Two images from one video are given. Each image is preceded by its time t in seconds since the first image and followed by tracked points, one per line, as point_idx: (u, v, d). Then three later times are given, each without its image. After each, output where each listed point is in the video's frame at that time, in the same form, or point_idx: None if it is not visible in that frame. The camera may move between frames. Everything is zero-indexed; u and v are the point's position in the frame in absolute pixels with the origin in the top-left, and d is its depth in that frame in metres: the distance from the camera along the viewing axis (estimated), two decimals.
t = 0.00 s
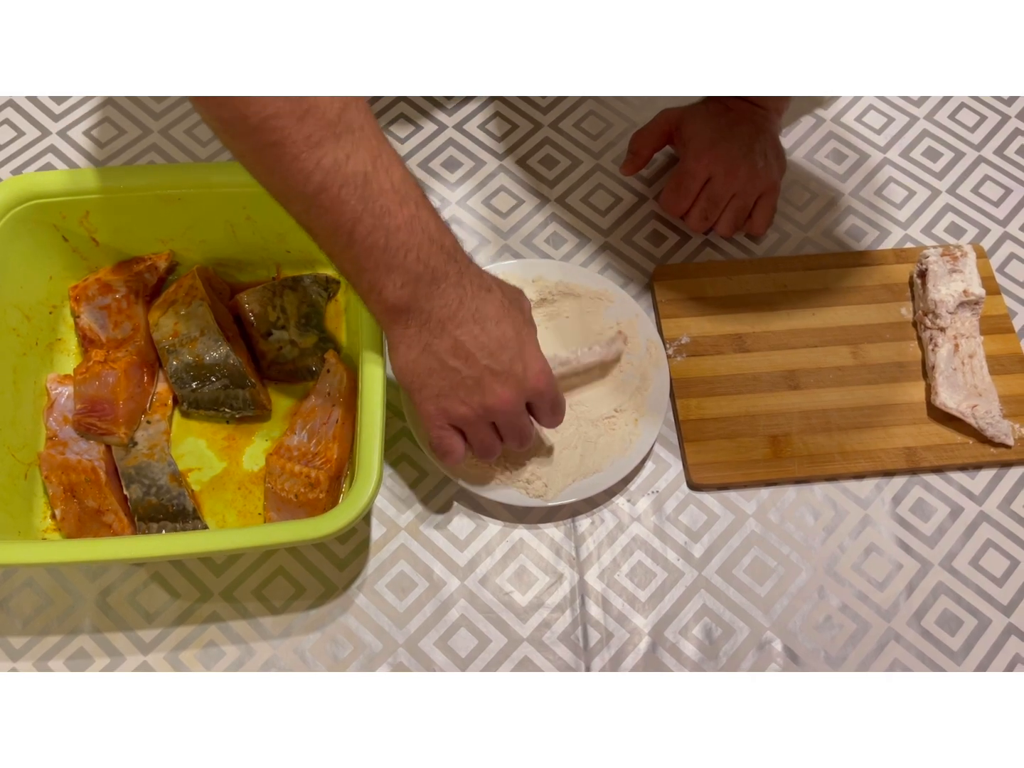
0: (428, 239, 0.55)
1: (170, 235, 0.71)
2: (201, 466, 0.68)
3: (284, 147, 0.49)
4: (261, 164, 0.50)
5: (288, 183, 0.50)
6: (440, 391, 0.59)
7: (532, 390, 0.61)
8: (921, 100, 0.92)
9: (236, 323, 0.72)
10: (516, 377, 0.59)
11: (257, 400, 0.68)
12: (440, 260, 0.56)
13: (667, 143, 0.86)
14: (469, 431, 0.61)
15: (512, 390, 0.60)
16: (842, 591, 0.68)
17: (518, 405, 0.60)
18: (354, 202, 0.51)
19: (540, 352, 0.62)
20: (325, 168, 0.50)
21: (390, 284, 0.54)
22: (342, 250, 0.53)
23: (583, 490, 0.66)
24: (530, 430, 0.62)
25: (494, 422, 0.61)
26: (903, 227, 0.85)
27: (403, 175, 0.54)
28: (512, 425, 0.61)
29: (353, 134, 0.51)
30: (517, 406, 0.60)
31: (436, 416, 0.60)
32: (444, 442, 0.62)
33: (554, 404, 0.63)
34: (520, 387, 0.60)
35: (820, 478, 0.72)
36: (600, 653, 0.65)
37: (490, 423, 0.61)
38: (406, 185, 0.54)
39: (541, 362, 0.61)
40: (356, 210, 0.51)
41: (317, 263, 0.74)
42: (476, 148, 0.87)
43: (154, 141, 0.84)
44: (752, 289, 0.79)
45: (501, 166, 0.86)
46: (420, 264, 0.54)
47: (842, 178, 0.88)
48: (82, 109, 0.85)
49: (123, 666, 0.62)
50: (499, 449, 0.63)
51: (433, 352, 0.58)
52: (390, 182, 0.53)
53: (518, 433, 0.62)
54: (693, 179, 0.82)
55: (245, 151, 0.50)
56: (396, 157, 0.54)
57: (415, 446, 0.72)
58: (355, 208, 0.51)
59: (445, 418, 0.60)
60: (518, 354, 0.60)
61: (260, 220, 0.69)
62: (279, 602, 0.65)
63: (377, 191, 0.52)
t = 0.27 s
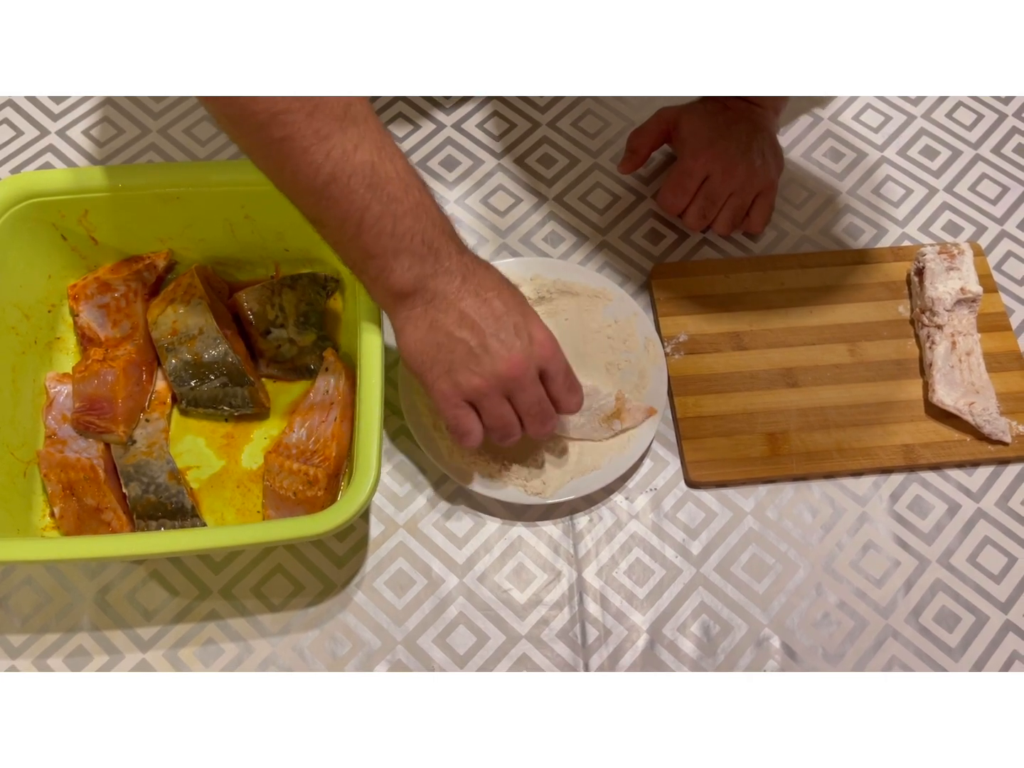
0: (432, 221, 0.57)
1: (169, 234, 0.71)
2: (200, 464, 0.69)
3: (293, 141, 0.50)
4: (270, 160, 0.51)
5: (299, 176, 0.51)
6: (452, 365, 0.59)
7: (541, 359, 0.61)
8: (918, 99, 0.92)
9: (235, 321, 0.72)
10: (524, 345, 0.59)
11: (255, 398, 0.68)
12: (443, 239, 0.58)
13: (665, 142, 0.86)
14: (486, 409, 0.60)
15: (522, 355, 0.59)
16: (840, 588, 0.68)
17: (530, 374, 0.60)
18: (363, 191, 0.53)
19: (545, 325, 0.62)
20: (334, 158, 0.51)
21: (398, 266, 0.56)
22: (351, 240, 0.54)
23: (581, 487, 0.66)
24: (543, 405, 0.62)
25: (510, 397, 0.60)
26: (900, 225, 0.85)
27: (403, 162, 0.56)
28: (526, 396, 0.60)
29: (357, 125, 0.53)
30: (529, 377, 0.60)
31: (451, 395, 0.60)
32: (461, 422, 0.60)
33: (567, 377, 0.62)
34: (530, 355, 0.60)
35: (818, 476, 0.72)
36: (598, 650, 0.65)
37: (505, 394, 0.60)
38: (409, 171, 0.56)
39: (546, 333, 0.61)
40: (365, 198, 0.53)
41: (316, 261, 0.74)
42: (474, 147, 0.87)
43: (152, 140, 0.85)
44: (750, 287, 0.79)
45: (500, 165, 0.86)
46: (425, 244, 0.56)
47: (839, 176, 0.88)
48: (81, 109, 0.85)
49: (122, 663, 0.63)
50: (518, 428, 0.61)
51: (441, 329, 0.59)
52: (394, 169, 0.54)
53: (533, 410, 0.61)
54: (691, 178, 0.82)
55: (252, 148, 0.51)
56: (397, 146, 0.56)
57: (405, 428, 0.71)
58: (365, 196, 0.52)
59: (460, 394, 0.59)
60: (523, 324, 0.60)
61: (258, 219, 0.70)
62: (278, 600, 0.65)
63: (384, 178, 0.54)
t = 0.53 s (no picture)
0: (414, 198, 0.56)
1: (170, 233, 0.71)
2: (201, 463, 0.69)
3: (276, 121, 0.50)
4: (251, 143, 0.51)
5: (281, 157, 0.51)
6: (450, 337, 0.59)
7: (535, 322, 0.61)
8: (919, 98, 0.92)
9: (237, 320, 0.72)
10: (517, 306, 0.60)
11: (257, 397, 0.68)
12: (427, 215, 0.58)
13: (665, 141, 0.86)
14: (487, 378, 0.60)
15: (518, 316, 0.59)
16: (841, 586, 0.68)
17: (527, 336, 0.60)
18: (345, 169, 0.52)
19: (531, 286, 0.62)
20: (316, 138, 0.51)
21: (384, 245, 0.55)
22: (335, 219, 0.54)
23: (582, 486, 0.66)
24: (543, 361, 0.61)
25: (510, 361, 0.60)
26: (901, 224, 0.85)
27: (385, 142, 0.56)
28: (527, 357, 0.60)
29: (337, 106, 0.53)
30: (526, 339, 0.60)
31: (451, 368, 0.60)
32: (463, 394, 0.60)
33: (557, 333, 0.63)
34: (525, 317, 0.60)
35: (819, 474, 0.72)
36: (600, 648, 0.65)
37: (505, 358, 0.60)
38: (391, 150, 0.56)
39: (535, 294, 0.62)
40: (348, 177, 0.52)
41: (317, 260, 0.74)
42: (475, 146, 0.87)
43: (154, 140, 0.85)
44: (750, 286, 0.79)
45: (500, 164, 0.87)
46: (409, 220, 0.56)
47: (840, 175, 0.88)
48: (82, 109, 0.86)
49: (124, 662, 0.63)
50: (521, 390, 0.61)
51: (431, 304, 0.58)
52: (375, 148, 0.54)
53: (535, 369, 0.61)
54: (691, 176, 0.82)
55: (239, 137, 0.51)
56: (379, 127, 0.56)
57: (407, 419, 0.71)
58: (347, 174, 0.52)
59: (460, 365, 0.59)
60: (512, 289, 0.60)
61: (260, 218, 0.70)
62: (280, 599, 0.65)
63: (366, 156, 0.53)
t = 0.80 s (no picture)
0: (426, 192, 0.57)
1: (172, 233, 0.71)
2: (204, 462, 0.69)
3: (299, 124, 0.50)
4: (269, 144, 0.50)
5: (302, 159, 0.51)
6: (460, 326, 0.59)
7: (541, 310, 0.61)
8: (918, 97, 0.93)
9: (239, 319, 0.73)
10: (527, 295, 0.60)
11: (259, 395, 0.69)
12: (436, 209, 0.58)
13: (665, 140, 0.87)
14: (495, 365, 0.61)
15: (528, 305, 0.60)
16: (840, 583, 0.68)
17: (536, 323, 0.60)
18: (364, 169, 0.52)
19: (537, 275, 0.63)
20: (336, 139, 0.51)
21: (399, 240, 0.56)
22: (352, 217, 0.53)
23: (582, 484, 0.67)
24: (551, 347, 0.61)
25: (517, 349, 0.61)
26: (900, 223, 0.85)
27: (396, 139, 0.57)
28: (535, 345, 0.60)
29: (351, 104, 0.53)
30: (535, 328, 0.60)
31: (461, 356, 0.60)
32: (471, 378, 0.62)
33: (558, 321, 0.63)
34: (533, 306, 0.60)
35: (819, 472, 0.72)
36: (600, 645, 0.65)
37: (513, 347, 0.60)
38: (403, 147, 0.56)
39: (541, 282, 0.62)
40: (367, 176, 0.52)
41: (319, 260, 0.75)
42: (475, 146, 0.88)
43: (155, 140, 0.85)
44: (750, 285, 0.79)
45: (501, 164, 0.87)
46: (421, 214, 0.56)
47: (839, 175, 0.88)
48: (84, 109, 0.86)
49: (126, 659, 0.63)
50: (527, 377, 0.62)
51: (441, 296, 0.58)
52: (390, 145, 0.55)
53: (543, 356, 0.61)
54: (691, 176, 0.82)
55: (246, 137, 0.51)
56: (389, 123, 0.56)
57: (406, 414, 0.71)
58: (367, 173, 0.52)
59: (469, 353, 0.60)
60: (520, 278, 0.61)
61: (262, 218, 0.70)
62: (281, 596, 0.65)
63: (383, 155, 0.54)
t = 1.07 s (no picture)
0: (420, 178, 0.56)
1: (173, 233, 0.71)
2: (205, 462, 0.69)
3: (273, 106, 0.52)
4: (255, 127, 0.53)
5: (281, 140, 0.53)
6: (445, 322, 0.58)
7: (538, 317, 0.59)
8: (918, 97, 0.93)
9: (240, 319, 0.73)
10: (518, 301, 0.57)
11: (260, 395, 0.69)
12: (433, 195, 0.57)
13: (665, 140, 0.87)
14: (480, 369, 0.59)
15: (517, 311, 0.57)
16: (840, 582, 0.68)
17: (525, 332, 0.58)
18: (343, 150, 0.53)
19: (541, 278, 0.60)
20: (312, 120, 0.52)
21: (387, 224, 0.56)
22: (337, 199, 0.55)
23: (583, 484, 0.67)
24: (541, 361, 0.59)
25: (506, 356, 0.59)
26: (900, 223, 0.85)
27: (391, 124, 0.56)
28: (523, 354, 0.59)
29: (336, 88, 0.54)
30: (524, 336, 0.58)
31: (445, 354, 0.59)
32: (456, 380, 0.61)
33: (566, 334, 0.60)
34: (525, 311, 0.58)
35: (819, 471, 0.72)
36: (601, 645, 0.65)
37: (500, 353, 0.58)
38: (395, 131, 0.56)
39: (543, 287, 0.59)
40: (346, 158, 0.53)
41: (320, 260, 0.75)
42: (476, 146, 0.88)
43: (157, 141, 0.85)
44: (751, 285, 0.79)
45: (501, 164, 0.87)
46: (412, 199, 0.55)
47: (839, 175, 0.88)
48: (85, 110, 0.86)
49: (128, 659, 0.63)
50: (513, 386, 0.60)
51: (432, 286, 0.57)
52: (376, 128, 0.54)
53: (530, 367, 0.59)
54: (691, 176, 0.82)
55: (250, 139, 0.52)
56: (383, 108, 0.56)
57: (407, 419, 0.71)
58: (345, 154, 0.53)
59: (454, 352, 0.59)
60: (518, 280, 0.58)
61: (263, 218, 0.70)
62: (283, 596, 0.65)
63: (366, 137, 0.54)
